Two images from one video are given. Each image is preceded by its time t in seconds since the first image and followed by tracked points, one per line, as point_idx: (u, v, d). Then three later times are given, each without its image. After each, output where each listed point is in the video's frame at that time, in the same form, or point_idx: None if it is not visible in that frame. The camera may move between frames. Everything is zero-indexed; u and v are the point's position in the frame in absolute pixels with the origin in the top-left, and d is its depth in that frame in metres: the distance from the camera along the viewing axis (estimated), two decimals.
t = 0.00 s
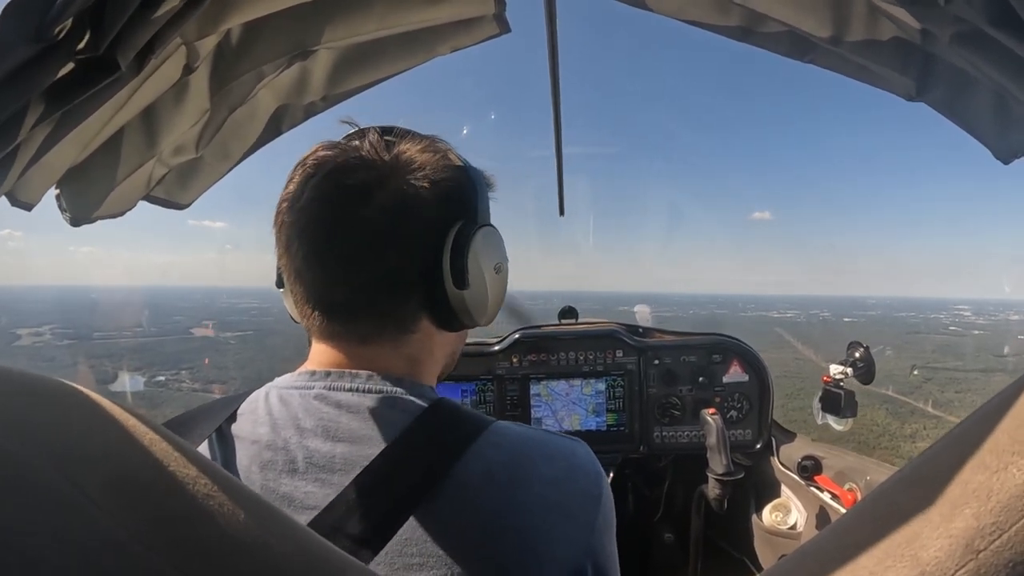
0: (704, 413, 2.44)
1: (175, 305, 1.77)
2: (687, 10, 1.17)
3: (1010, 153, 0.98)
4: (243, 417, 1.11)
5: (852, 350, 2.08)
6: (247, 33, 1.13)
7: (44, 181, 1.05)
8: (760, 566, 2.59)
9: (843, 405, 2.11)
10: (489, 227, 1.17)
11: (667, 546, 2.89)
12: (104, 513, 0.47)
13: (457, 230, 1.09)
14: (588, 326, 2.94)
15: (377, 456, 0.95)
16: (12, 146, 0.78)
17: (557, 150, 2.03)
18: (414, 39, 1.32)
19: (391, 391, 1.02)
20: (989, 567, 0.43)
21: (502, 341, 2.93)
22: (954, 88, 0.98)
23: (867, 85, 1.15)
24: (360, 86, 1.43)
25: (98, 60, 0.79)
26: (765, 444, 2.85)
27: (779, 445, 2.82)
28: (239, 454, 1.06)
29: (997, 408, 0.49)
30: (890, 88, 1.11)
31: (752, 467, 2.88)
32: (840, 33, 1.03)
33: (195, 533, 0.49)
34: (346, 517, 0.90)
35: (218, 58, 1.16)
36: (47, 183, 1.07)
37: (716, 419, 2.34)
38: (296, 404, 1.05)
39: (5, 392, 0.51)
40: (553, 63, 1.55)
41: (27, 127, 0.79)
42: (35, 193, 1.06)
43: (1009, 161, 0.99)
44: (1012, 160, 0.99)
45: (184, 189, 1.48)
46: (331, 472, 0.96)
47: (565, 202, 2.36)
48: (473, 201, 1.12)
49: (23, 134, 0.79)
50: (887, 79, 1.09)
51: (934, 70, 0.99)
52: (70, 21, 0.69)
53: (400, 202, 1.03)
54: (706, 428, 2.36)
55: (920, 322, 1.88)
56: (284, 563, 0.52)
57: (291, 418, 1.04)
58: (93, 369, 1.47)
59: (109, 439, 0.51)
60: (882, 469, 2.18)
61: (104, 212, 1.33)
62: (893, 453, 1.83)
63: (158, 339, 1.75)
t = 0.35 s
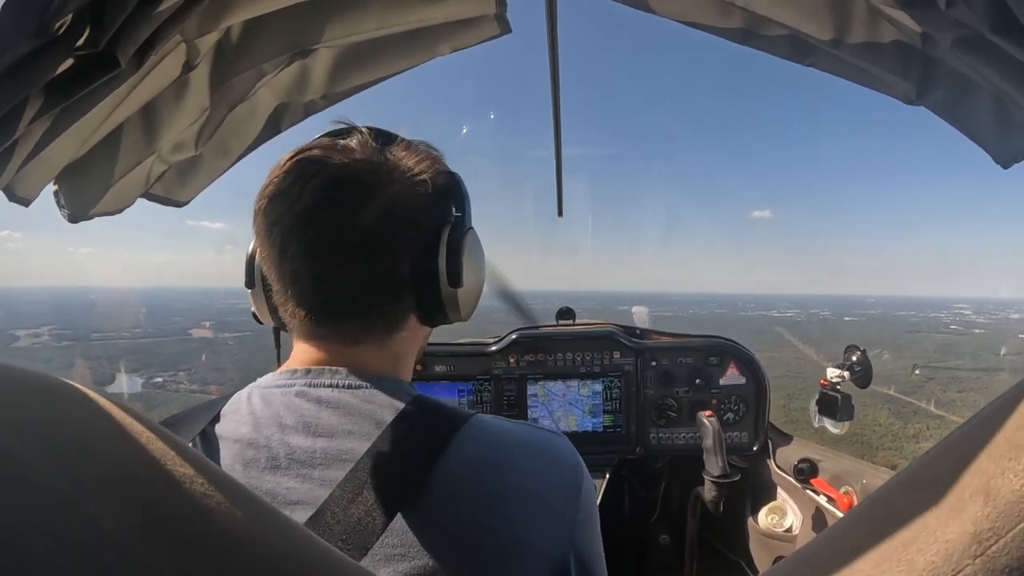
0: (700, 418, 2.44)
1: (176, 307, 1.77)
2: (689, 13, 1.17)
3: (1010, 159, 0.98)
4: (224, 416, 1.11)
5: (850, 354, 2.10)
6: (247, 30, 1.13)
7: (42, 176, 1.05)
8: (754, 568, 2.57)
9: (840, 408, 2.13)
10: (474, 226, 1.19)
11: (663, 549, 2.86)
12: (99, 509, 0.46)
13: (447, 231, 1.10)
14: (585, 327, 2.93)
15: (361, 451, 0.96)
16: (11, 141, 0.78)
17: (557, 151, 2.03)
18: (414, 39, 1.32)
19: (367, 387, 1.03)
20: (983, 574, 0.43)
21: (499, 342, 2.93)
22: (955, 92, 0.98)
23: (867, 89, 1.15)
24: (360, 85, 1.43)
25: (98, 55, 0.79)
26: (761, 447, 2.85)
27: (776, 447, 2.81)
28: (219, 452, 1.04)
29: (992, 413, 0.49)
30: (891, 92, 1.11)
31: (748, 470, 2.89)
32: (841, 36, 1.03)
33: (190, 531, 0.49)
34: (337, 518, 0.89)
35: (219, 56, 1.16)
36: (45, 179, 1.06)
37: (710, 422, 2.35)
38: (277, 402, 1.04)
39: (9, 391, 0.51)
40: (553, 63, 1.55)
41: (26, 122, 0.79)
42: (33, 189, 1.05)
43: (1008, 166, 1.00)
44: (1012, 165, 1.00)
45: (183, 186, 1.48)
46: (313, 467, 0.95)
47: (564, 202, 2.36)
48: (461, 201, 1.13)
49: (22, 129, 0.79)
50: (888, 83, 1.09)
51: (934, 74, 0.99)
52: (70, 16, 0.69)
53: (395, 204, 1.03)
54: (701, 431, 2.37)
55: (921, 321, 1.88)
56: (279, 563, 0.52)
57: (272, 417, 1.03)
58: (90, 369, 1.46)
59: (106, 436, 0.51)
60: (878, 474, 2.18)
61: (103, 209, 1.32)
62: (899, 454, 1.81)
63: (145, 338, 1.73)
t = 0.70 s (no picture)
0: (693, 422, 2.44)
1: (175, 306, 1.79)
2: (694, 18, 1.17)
3: (1012, 168, 0.98)
4: (212, 413, 1.10)
5: (849, 362, 2.15)
6: (252, 26, 1.13)
7: (45, 167, 1.04)
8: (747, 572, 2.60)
9: (837, 416, 2.20)
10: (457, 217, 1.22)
11: (656, 552, 2.91)
12: (95, 503, 0.46)
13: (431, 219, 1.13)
14: (581, 330, 2.93)
15: (351, 449, 0.96)
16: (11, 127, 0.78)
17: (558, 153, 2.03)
18: (417, 40, 1.32)
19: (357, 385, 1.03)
20: None
21: (499, 343, 2.92)
22: (957, 104, 0.98)
23: (869, 98, 1.15)
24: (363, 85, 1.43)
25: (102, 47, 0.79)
26: (758, 453, 2.86)
27: (773, 454, 2.83)
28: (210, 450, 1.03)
29: (983, 429, 0.49)
30: (893, 102, 1.11)
31: (744, 476, 2.88)
32: (845, 44, 1.03)
33: (184, 529, 0.48)
34: (326, 509, 0.90)
35: (224, 51, 1.16)
36: (48, 170, 1.06)
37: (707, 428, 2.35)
38: (266, 399, 1.04)
39: (10, 384, 0.50)
40: (556, 67, 1.55)
41: (29, 113, 0.80)
42: (35, 180, 1.05)
43: (1010, 177, 0.99)
44: (1014, 176, 0.99)
45: (184, 180, 1.48)
46: (303, 466, 0.95)
47: (565, 205, 2.36)
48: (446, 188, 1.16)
49: (23, 120, 0.80)
50: (890, 93, 1.09)
51: (936, 85, 0.99)
52: (76, 8, 0.69)
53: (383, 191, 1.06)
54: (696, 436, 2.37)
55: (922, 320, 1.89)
56: (271, 563, 0.51)
57: (260, 413, 1.03)
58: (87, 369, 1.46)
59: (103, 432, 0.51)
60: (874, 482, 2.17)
61: (105, 202, 1.32)
62: (904, 453, 1.83)
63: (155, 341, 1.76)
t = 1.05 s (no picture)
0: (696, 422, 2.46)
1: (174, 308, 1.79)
2: (695, 18, 1.17)
3: (1012, 171, 0.98)
4: (207, 414, 1.11)
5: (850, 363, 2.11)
6: (253, 26, 1.13)
7: (45, 167, 1.05)
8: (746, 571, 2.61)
9: (837, 417, 2.13)
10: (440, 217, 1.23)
11: (657, 552, 2.92)
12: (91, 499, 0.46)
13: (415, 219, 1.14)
14: (581, 331, 2.92)
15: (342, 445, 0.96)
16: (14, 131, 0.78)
17: (560, 154, 2.03)
18: (417, 41, 1.32)
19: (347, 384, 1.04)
20: None
21: (499, 343, 2.92)
22: (959, 105, 0.98)
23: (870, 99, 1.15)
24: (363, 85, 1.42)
25: (102, 49, 0.78)
26: (759, 454, 2.86)
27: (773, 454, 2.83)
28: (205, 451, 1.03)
29: (982, 429, 0.50)
30: (894, 103, 1.11)
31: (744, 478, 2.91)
32: (847, 46, 1.03)
33: (180, 525, 0.48)
34: (319, 506, 0.89)
35: (224, 52, 1.16)
36: (49, 170, 1.06)
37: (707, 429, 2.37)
38: (260, 399, 1.05)
39: (20, 385, 0.51)
40: (557, 68, 1.55)
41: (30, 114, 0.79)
42: (36, 180, 1.05)
43: (1011, 177, 1.00)
44: (1013, 176, 0.99)
45: (185, 180, 1.48)
46: (294, 462, 0.95)
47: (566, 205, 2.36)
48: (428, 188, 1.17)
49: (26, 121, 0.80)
50: (892, 94, 1.09)
51: (938, 86, 0.99)
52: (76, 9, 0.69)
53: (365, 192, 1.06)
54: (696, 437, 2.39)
55: (921, 319, 1.89)
56: (268, 562, 0.50)
57: (253, 413, 1.04)
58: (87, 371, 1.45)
59: (103, 430, 0.50)
60: (874, 483, 2.17)
61: (107, 202, 1.32)
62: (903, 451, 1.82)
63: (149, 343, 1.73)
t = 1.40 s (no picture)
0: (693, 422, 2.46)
1: (172, 308, 1.83)
2: (696, 18, 1.17)
3: (1011, 173, 0.98)
4: (207, 410, 1.12)
5: (847, 364, 2.08)
6: (253, 23, 1.13)
7: (45, 164, 1.05)
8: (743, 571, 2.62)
9: (835, 417, 2.11)
10: (401, 212, 1.15)
11: (654, 552, 2.92)
12: (91, 497, 0.47)
13: (358, 220, 1.10)
14: (580, 330, 2.92)
15: (339, 441, 0.97)
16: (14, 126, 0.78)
17: (560, 154, 2.03)
18: (418, 40, 1.32)
19: (347, 378, 1.04)
20: None
21: (498, 342, 2.92)
22: (960, 106, 0.98)
23: (871, 100, 1.15)
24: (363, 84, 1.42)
25: (102, 46, 0.78)
26: (756, 454, 2.86)
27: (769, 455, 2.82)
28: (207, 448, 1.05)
29: (976, 433, 0.50)
30: (894, 104, 1.11)
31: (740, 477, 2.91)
32: (847, 46, 1.03)
33: (180, 523, 0.48)
34: (320, 500, 0.92)
35: (225, 49, 1.17)
36: (48, 167, 1.07)
37: (704, 428, 2.37)
38: (258, 394, 1.05)
39: (26, 387, 0.52)
40: (557, 67, 1.55)
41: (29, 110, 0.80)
42: (35, 177, 1.05)
43: (1010, 180, 1.00)
44: (1013, 179, 0.99)
45: (185, 177, 1.48)
46: (293, 459, 0.97)
47: (566, 205, 2.36)
48: (373, 187, 1.12)
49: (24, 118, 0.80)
50: (892, 95, 1.08)
51: (938, 87, 0.99)
52: (75, 6, 0.69)
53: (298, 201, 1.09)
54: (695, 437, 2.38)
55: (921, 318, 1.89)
56: (266, 560, 0.50)
57: (251, 410, 1.04)
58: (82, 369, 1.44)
59: (107, 430, 0.50)
60: (873, 484, 2.17)
61: (107, 199, 1.33)
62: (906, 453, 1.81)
63: (148, 345, 1.77)
